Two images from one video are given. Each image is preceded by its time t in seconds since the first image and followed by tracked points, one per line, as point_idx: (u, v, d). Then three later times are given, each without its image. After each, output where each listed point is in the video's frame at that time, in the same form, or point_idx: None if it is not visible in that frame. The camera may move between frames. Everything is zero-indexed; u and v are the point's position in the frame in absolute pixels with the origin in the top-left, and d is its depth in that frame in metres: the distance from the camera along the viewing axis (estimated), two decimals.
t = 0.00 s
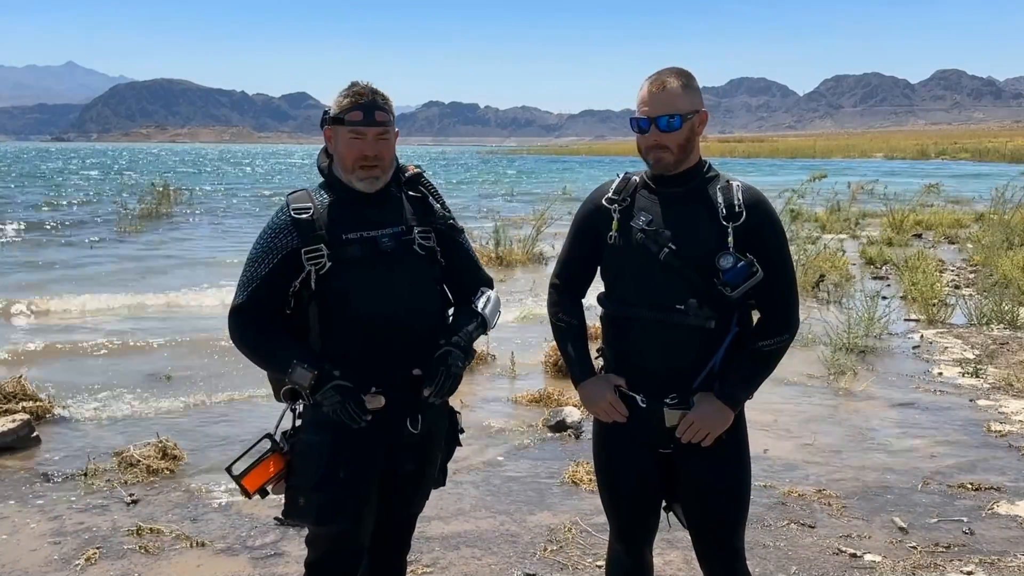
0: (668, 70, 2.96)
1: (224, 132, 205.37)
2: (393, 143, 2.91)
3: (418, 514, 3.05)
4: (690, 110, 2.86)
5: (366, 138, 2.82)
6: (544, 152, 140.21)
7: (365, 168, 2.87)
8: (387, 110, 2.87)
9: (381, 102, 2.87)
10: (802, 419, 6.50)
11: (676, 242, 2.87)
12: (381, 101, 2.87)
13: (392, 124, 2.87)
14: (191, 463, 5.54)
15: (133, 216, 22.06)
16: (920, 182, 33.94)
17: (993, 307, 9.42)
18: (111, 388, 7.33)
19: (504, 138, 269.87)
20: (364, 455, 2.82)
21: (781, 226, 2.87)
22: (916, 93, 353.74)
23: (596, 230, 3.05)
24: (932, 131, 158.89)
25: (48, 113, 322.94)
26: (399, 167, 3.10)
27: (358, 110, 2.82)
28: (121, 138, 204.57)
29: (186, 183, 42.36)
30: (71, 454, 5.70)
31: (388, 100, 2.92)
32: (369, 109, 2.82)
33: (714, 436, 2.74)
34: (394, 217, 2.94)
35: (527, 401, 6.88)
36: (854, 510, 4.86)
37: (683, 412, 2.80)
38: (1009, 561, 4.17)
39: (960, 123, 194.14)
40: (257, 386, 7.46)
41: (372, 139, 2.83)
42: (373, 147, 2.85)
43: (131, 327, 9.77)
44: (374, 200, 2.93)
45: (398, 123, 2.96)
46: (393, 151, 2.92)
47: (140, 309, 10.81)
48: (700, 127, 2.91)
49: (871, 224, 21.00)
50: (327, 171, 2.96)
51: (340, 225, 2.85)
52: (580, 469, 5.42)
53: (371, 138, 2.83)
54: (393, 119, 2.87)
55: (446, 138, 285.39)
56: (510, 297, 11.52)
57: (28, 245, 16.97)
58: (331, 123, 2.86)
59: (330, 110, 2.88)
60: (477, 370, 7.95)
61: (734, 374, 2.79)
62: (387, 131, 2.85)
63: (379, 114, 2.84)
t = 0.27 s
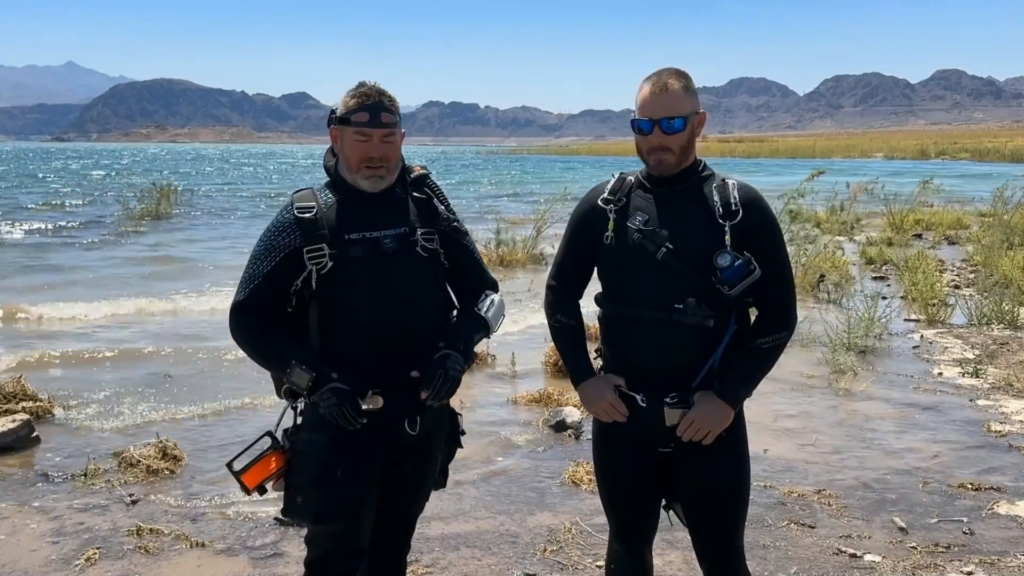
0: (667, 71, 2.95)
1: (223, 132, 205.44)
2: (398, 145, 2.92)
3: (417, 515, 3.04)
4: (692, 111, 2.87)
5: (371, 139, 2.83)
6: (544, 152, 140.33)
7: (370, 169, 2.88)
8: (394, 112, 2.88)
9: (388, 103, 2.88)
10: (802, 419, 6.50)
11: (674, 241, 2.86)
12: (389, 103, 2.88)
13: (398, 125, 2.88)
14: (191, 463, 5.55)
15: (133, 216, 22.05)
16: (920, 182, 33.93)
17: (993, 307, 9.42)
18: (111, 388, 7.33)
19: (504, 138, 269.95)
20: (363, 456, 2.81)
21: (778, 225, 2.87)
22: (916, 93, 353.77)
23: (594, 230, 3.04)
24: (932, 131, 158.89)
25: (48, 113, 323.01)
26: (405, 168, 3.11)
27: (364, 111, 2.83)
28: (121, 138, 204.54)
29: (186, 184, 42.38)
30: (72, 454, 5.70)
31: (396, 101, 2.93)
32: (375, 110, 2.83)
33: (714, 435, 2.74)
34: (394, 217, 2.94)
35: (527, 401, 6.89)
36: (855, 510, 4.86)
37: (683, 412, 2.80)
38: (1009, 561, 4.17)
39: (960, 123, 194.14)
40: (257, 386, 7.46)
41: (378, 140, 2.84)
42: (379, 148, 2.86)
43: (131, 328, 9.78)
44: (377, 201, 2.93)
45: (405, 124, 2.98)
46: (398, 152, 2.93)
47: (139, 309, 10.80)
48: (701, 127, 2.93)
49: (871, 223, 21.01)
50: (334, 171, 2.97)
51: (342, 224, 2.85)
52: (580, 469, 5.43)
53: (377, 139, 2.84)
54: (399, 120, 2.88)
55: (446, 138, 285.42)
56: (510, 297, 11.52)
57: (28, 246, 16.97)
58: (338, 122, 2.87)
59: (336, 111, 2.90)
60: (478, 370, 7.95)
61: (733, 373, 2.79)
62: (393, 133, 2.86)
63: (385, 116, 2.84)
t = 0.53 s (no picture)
0: (666, 72, 2.95)
1: (223, 132, 205.41)
2: (402, 145, 2.92)
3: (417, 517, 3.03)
4: (692, 111, 2.88)
5: (375, 138, 2.83)
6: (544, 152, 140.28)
7: (374, 168, 2.88)
8: (399, 112, 2.88)
9: (394, 103, 2.88)
10: (803, 419, 6.50)
11: (673, 241, 2.87)
12: (394, 102, 2.89)
13: (402, 125, 2.88)
14: (191, 463, 5.55)
15: (132, 216, 22.04)
16: (920, 182, 33.93)
17: (994, 307, 9.42)
18: (111, 388, 7.33)
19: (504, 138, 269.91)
20: (361, 455, 2.81)
21: (778, 225, 2.87)
22: (916, 93, 353.77)
23: (594, 230, 3.04)
24: (932, 131, 158.85)
25: (48, 113, 323.00)
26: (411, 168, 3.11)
27: (369, 110, 2.83)
28: (121, 138, 204.54)
29: (186, 184, 42.35)
30: (72, 454, 5.70)
31: (402, 102, 2.93)
32: (380, 110, 2.83)
33: (714, 434, 2.74)
34: (396, 218, 2.94)
35: (527, 401, 6.88)
36: (855, 510, 4.86)
37: (683, 411, 2.80)
38: (1009, 561, 4.17)
39: (960, 123, 194.13)
40: (257, 386, 7.46)
41: (381, 140, 2.84)
42: (382, 148, 2.86)
43: (131, 328, 9.77)
44: (380, 201, 2.93)
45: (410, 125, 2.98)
46: (402, 153, 2.93)
47: (139, 309, 10.80)
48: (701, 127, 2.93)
49: (870, 224, 21.02)
50: (338, 171, 2.98)
51: (343, 223, 2.85)
52: (580, 469, 5.43)
53: (381, 138, 2.84)
54: (404, 121, 2.88)
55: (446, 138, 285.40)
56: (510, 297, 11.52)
57: (28, 245, 16.95)
58: (343, 122, 2.88)
59: (341, 110, 2.90)
60: (478, 370, 7.95)
61: (733, 373, 2.79)
62: (397, 133, 2.87)
63: (390, 115, 2.85)
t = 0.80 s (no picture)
0: (666, 73, 2.95)
1: (223, 132, 205.40)
2: (406, 146, 2.91)
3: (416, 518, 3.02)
4: (692, 113, 2.88)
5: (379, 139, 2.83)
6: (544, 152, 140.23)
7: (377, 169, 2.88)
8: (403, 113, 2.88)
9: (398, 104, 2.87)
10: (803, 419, 6.50)
11: (673, 242, 2.87)
12: (398, 103, 2.88)
13: (406, 127, 2.87)
14: (191, 463, 5.54)
15: (132, 216, 22.03)
16: (920, 182, 33.94)
17: (994, 307, 9.42)
18: (111, 388, 7.32)
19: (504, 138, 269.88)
20: (361, 456, 2.81)
21: (778, 226, 2.86)
22: (916, 93, 353.78)
23: (595, 231, 3.04)
24: (932, 131, 158.85)
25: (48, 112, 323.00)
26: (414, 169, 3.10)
27: (373, 110, 2.82)
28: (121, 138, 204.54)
29: (186, 183, 42.35)
30: (72, 454, 5.70)
31: (406, 102, 2.93)
32: (384, 111, 2.82)
33: (713, 435, 2.74)
34: (398, 218, 2.94)
35: (527, 401, 6.88)
36: (855, 510, 4.86)
37: (682, 412, 2.80)
38: (1009, 561, 4.17)
39: (959, 123, 194.13)
40: (257, 386, 7.45)
41: (385, 141, 2.84)
42: (386, 149, 2.86)
43: (131, 327, 9.76)
44: (382, 202, 2.92)
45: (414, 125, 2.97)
46: (405, 153, 2.93)
47: (139, 309, 10.79)
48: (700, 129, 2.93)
49: (870, 223, 21.01)
50: (342, 170, 2.98)
51: (345, 223, 2.85)
52: (580, 470, 5.43)
53: (385, 140, 2.84)
54: (408, 122, 2.88)
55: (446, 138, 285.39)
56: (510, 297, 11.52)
57: (28, 246, 16.95)
58: (346, 122, 2.87)
59: (345, 109, 2.90)
60: (478, 370, 7.95)
61: (731, 374, 2.79)
62: (400, 134, 2.86)
63: (394, 116, 2.84)
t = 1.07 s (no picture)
0: (666, 71, 2.96)
1: (223, 132, 205.43)
2: (408, 145, 2.91)
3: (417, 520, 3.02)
4: (693, 110, 2.88)
5: (381, 139, 2.83)
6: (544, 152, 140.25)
7: (379, 169, 2.88)
8: (405, 113, 2.88)
9: (401, 104, 2.88)
10: (803, 420, 6.50)
11: (673, 242, 2.87)
12: (400, 103, 2.88)
13: (408, 126, 2.88)
14: (191, 463, 5.55)
15: (133, 216, 22.04)
16: (920, 182, 33.94)
17: (994, 307, 9.42)
18: (111, 388, 7.32)
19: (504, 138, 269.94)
20: (361, 456, 2.81)
21: (778, 226, 2.86)
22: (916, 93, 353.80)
23: (595, 231, 3.04)
24: (932, 131, 158.86)
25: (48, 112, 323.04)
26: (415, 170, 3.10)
27: (376, 110, 2.83)
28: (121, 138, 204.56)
29: (186, 183, 42.37)
30: (72, 455, 5.70)
31: (409, 103, 2.93)
32: (387, 110, 2.83)
33: (714, 436, 2.74)
34: (399, 218, 2.94)
35: (527, 401, 6.88)
36: (855, 510, 4.86)
37: (683, 412, 2.80)
38: (1009, 561, 4.17)
39: (959, 123, 194.14)
40: (257, 386, 7.46)
41: (388, 140, 2.84)
42: (389, 149, 2.86)
43: (131, 328, 9.77)
44: (384, 202, 2.93)
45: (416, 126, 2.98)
46: (407, 153, 2.92)
47: (140, 310, 10.79)
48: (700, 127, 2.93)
49: (871, 223, 21.01)
50: (344, 171, 2.98)
51: (346, 224, 2.86)
52: (580, 470, 5.43)
53: (388, 140, 2.84)
54: (410, 122, 2.88)
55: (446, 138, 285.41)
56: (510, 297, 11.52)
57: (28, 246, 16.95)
58: (349, 121, 2.87)
59: (347, 109, 2.90)
60: (478, 370, 7.95)
61: (732, 374, 2.79)
62: (403, 134, 2.86)
63: (397, 116, 2.85)
